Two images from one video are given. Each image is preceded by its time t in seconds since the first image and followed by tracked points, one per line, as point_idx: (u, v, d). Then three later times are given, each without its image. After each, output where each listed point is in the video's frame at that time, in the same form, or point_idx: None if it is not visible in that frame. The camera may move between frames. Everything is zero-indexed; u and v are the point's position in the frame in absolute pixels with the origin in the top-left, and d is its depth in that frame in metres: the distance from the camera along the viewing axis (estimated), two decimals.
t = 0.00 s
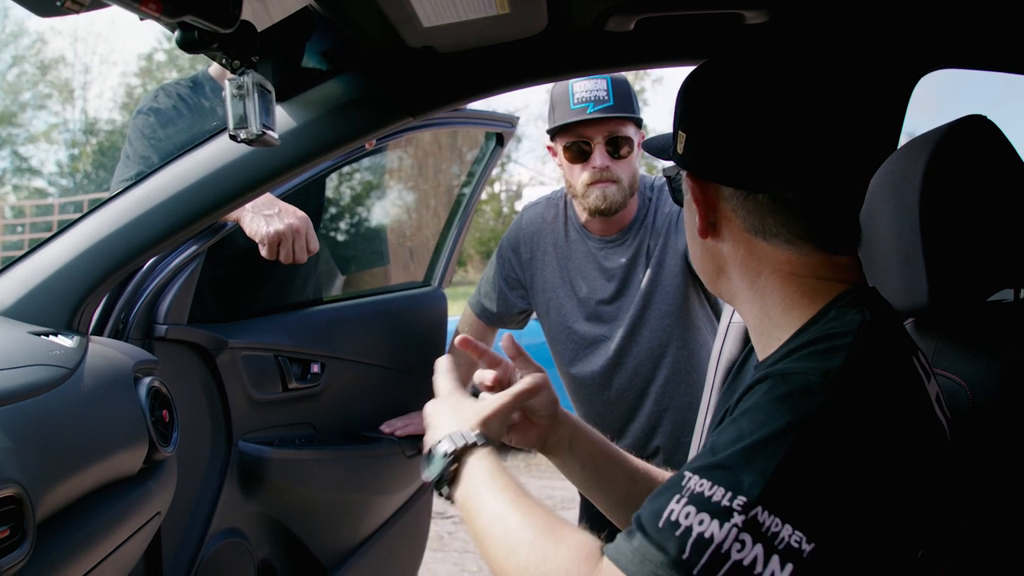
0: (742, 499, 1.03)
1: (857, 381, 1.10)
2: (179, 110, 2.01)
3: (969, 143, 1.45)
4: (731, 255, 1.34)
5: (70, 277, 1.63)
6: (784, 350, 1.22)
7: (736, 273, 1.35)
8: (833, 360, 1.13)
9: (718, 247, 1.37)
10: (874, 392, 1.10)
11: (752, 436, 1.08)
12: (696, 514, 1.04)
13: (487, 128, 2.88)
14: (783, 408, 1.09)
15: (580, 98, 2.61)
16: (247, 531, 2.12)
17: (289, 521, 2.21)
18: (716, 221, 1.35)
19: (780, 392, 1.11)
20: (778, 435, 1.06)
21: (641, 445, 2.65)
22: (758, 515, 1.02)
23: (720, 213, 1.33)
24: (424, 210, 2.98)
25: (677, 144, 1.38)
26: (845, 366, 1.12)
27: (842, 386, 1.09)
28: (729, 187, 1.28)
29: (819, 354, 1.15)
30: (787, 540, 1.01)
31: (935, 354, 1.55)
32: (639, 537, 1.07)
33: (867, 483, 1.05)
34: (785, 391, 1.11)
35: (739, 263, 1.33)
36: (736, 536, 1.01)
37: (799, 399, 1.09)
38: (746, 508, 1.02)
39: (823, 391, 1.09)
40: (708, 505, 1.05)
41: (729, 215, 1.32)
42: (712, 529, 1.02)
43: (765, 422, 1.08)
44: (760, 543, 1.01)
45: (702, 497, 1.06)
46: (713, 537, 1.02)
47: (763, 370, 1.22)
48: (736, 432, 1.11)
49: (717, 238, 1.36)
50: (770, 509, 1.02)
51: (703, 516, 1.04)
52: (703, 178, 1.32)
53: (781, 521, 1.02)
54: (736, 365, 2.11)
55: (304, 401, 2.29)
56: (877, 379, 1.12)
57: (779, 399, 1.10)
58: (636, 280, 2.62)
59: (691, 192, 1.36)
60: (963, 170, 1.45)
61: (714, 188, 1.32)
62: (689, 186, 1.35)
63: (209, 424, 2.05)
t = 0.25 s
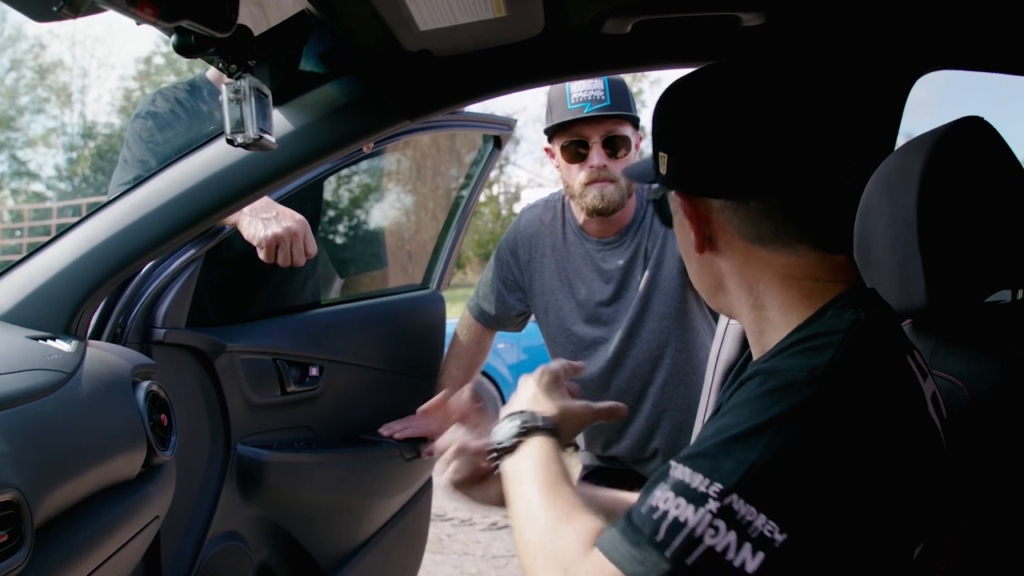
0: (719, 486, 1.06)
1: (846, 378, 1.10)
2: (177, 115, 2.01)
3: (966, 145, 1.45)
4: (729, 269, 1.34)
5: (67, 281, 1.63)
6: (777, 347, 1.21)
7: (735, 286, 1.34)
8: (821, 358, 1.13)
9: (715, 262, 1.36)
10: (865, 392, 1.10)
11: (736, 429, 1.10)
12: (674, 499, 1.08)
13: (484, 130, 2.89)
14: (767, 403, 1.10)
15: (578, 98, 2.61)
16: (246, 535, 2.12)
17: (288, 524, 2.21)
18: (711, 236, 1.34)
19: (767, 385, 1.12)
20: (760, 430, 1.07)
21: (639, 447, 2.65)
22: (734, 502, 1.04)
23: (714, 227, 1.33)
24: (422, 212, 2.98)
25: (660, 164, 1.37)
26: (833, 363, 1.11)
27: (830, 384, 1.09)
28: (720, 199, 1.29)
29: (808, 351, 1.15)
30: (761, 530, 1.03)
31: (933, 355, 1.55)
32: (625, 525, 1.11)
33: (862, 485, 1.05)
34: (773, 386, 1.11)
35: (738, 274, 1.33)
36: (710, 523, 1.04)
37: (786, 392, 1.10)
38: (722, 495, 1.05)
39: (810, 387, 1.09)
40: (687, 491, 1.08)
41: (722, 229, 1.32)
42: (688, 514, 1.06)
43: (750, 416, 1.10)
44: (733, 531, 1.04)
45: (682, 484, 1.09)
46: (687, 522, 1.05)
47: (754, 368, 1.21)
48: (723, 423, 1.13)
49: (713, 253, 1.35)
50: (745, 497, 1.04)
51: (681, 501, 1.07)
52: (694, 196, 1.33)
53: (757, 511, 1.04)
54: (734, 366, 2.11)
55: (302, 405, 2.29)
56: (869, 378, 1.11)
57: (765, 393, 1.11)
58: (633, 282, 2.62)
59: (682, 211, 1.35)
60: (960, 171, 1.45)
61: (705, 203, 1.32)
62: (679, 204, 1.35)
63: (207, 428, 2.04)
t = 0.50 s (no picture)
0: (693, 470, 1.11)
1: (821, 364, 1.15)
2: (167, 115, 2.00)
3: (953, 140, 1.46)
4: (752, 249, 1.31)
5: (57, 282, 1.62)
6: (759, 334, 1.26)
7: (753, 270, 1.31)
8: (794, 344, 1.18)
9: (734, 245, 1.32)
10: (839, 380, 1.14)
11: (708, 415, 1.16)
12: (652, 483, 1.13)
13: (476, 130, 2.89)
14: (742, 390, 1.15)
15: (567, 100, 2.62)
16: (239, 536, 2.12)
17: (281, 525, 2.21)
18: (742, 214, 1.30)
19: (743, 372, 1.18)
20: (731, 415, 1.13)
21: (632, 445, 2.66)
22: (707, 486, 1.10)
23: (750, 203, 1.29)
24: (414, 212, 2.98)
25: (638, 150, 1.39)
26: (808, 349, 1.17)
27: (805, 371, 1.14)
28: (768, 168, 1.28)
29: (784, 336, 1.20)
30: (735, 512, 1.08)
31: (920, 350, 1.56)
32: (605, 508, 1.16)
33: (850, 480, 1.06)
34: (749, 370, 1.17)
35: (760, 259, 1.31)
36: (684, 504, 1.10)
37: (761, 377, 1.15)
38: (696, 479, 1.11)
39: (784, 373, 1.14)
40: (664, 475, 1.13)
41: (762, 204, 1.30)
42: (663, 497, 1.11)
43: (724, 402, 1.16)
44: (707, 513, 1.09)
45: (661, 469, 1.14)
46: (662, 504, 1.11)
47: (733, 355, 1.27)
48: (699, 409, 1.19)
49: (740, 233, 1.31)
50: (719, 480, 1.10)
51: (658, 485, 1.13)
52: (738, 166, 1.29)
53: (730, 493, 1.09)
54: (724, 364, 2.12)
55: (294, 405, 2.29)
56: (844, 365, 1.16)
57: (742, 380, 1.17)
58: (625, 280, 2.62)
59: (720, 183, 1.30)
60: (947, 167, 1.46)
61: (749, 175, 1.29)
62: (720, 175, 1.29)
63: (198, 429, 2.04)
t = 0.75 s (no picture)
0: (698, 480, 1.11)
1: (829, 372, 1.15)
2: (167, 116, 2.00)
3: (953, 145, 1.46)
4: (741, 249, 1.34)
5: (57, 283, 1.62)
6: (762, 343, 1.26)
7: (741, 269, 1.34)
8: (800, 353, 1.17)
9: (725, 242, 1.35)
10: (845, 389, 1.14)
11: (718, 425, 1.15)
12: (657, 494, 1.14)
13: (477, 132, 2.89)
14: (750, 399, 1.15)
15: (568, 102, 2.62)
16: (238, 537, 2.11)
17: (280, 526, 2.21)
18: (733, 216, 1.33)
19: (750, 381, 1.18)
20: (738, 423, 1.13)
21: (631, 447, 2.66)
22: (713, 496, 1.10)
23: (743, 207, 1.31)
24: (415, 213, 2.98)
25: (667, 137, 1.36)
26: (816, 357, 1.16)
27: (813, 379, 1.14)
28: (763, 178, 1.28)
29: (793, 345, 1.20)
30: (741, 523, 1.08)
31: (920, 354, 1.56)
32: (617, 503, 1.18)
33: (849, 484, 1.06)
34: (757, 379, 1.17)
35: (749, 259, 1.33)
36: (689, 516, 1.10)
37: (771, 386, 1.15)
38: (701, 490, 1.11)
39: (791, 381, 1.14)
40: (670, 486, 1.13)
41: (752, 211, 1.31)
42: (668, 508, 1.11)
43: (731, 411, 1.16)
44: (712, 523, 1.09)
45: (666, 480, 1.14)
46: (668, 515, 1.11)
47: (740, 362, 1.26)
48: (707, 418, 1.19)
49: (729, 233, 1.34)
50: (724, 491, 1.09)
51: (663, 496, 1.13)
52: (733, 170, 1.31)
53: (736, 504, 1.08)
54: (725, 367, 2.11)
55: (294, 406, 2.29)
56: (851, 374, 1.16)
57: (750, 390, 1.16)
58: (624, 283, 2.63)
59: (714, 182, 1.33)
60: (947, 172, 1.46)
61: (743, 180, 1.30)
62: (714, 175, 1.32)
63: (198, 430, 2.04)
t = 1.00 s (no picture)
0: (726, 498, 1.08)
1: (847, 380, 1.12)
2: (176, 115, 2.00)
3: (965, 146, 1.45)
4: (745, 237, 1.35)
5: (66, 281, 1.63)
6: (777, 351, 1.22)
7: (745, 256, 1.36)
8: (819, 360, 1.14)
9: (733, 227, 1.37)
10: (863, 394, 1.11)
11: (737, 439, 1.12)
12: (683, 514, 1.11)
13: (484, 131, 2.89)
14: (768, 410, 1.12)
15: (576, 103, 2.63)
16: (245, 535, 2.12)
17: (288, 524, 2.22)
18: (739, 201, 1.34)
19: (767, 393, 1.14)
20: (760, 438, 1.10)
21: (638, 447, 2.65)
22: (742, 513, 1.07)
23: (747, 194, 1.33)
24: (422, 212, 2.98)
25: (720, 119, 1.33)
26: (833, 365, 1.13)
27: (831, 389, 1.11)
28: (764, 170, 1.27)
29: (807, 353, 1.16)
30: (772, 539, 1.05)
31: (931, 355, 1.56)
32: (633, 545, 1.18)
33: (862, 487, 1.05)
34: (773, 391, 1.13)
35: (751, 246, 1.34)
36: (720, 535, 1.07)
37: (788, 398, 1.11)
38: (729, 507, 1.08)
39: (810, 391, 1.11)
40: (694, 504, 1.10)
41: (754, 199, 1.32)
42: (698, 528, 1.08)
43: (750, 425, 1.12)
44: (744, 541, 1.06)
45: (691, 499, 1.11)
46: (698, 536, 1.08)
47: (754, 372, 1.23)
48: (725, 431, 1.15)
49: (736, 218, 1.36)
50: (753, 508, 1.07)
51: (690, 515, 1.10)
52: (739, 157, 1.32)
53: (766, 520, 1.06)
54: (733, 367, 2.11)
55: (302, 404, 2.30)
56: (868, 381, 1.12)
57: (766, 401, 1.13)
58: (632, 283, 2.62)
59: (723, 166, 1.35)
60: (958, 173, 1.45)
61: (747, 168, 1.31)
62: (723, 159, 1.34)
63: (206, 429, 2.04)
